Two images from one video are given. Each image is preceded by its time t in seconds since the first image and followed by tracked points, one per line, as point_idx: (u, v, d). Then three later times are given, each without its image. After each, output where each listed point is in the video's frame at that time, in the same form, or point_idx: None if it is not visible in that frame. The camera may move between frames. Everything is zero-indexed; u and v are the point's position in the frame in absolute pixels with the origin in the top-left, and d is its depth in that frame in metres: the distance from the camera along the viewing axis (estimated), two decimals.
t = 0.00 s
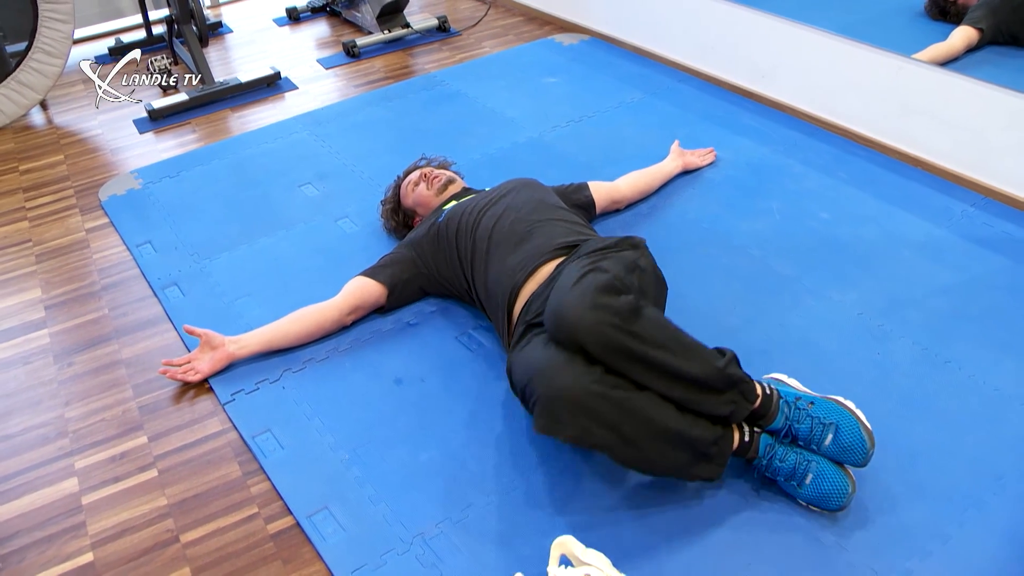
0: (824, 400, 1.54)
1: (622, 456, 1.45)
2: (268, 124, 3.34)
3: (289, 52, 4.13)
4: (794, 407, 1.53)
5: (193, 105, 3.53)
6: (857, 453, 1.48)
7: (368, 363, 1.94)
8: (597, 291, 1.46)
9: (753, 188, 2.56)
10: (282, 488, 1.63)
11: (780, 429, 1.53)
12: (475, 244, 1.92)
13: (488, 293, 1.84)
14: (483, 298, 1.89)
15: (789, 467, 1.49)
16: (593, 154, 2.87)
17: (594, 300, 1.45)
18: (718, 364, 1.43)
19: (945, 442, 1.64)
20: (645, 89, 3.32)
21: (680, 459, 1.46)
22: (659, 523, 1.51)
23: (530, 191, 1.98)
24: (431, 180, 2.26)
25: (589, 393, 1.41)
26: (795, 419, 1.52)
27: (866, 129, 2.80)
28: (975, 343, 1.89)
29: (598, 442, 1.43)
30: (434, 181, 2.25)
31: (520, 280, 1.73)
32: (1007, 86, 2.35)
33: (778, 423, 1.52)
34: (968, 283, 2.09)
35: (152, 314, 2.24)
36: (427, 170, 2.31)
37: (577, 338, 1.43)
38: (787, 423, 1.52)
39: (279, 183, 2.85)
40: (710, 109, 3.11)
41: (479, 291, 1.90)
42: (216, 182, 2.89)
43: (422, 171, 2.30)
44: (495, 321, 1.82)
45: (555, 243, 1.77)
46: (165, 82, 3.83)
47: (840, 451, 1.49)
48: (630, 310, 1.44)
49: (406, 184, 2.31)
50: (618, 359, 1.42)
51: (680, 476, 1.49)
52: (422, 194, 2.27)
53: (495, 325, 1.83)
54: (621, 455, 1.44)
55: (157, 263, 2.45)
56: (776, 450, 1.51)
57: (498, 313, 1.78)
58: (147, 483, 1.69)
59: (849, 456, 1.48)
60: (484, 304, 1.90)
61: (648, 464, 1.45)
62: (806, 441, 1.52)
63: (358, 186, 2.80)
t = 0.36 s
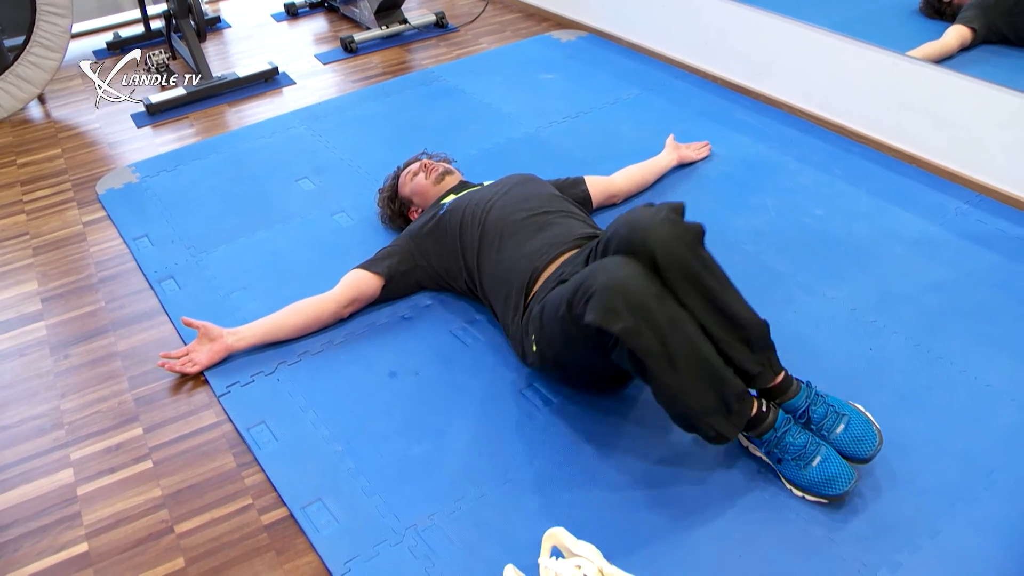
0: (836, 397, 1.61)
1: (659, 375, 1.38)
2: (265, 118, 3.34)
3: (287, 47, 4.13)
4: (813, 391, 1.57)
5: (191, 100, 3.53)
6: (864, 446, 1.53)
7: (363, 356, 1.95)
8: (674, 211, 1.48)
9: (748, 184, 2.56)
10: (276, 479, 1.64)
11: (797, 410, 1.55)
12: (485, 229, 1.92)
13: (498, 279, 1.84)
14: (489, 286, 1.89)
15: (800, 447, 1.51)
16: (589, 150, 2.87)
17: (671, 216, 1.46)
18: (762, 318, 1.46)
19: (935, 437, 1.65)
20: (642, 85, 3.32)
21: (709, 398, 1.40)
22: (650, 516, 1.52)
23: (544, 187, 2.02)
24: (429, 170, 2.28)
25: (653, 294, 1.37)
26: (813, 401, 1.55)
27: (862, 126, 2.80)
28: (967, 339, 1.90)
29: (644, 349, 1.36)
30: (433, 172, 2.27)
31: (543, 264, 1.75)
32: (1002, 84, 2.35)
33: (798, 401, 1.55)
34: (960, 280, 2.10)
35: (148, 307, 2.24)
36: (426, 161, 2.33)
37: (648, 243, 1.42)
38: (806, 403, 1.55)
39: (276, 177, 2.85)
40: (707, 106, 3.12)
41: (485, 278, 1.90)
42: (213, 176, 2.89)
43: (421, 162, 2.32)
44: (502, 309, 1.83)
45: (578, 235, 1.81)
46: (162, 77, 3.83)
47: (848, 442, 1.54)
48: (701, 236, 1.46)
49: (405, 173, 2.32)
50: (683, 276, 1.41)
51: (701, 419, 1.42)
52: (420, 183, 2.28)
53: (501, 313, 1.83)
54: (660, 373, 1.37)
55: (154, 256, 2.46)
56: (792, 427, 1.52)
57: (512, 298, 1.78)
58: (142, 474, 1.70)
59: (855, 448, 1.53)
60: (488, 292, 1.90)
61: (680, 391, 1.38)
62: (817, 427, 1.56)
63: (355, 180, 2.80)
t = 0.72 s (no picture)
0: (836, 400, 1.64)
1: (706, 303, 1.40)
2: (261, 119, 3.35)
3: (283, 48, 4.14)
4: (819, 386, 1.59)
5: (186, 101, 3.53)
6: (862, 445, 1.55)
7: (356, 356, 1.95)
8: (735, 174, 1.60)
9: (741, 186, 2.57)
10: (267, 479, 1.65)
11: (803, 402, 1.55)
12: (492, 222, 1.93)
13: (506, 271, 1.85)
14: (492, 277, 1.88)
15: (804, 435, 1.52)
16: (583, 152, 2.88)
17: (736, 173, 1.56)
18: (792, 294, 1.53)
19: (924, 438, 1.66)
20: (636, 87, 3.33)
21: (746, 343, 1.42)
22: (640, 515, 1.53)
23: (548, 191, 2.07)
24: (427, 168, 2.30)
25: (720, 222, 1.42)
26: (818, 394, 1.57)
27: (854, 128, 2.82)
28: (956, 341, 1.91)
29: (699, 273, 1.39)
30: (430, 171, 2.29)
31: (559, 254, 1.78)
32: (995, 88, 2.37)
33: (806, 392, 1.56)
34: (951, 282, 2.11)
35: (142, 307, 2.25)
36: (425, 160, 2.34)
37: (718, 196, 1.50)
38: (813, 395, 1.56)
39: (270, 178, 2.86)
40: (701, 108, 3.13)
41: (489, 270, 1.90)
42: (208, 176, 2.90)
43: (419, 160, 2.34)
44: (507, 299, 1.82)
45: (588, 234, 1.86)
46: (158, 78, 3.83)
47: (847, 439, 1.55)
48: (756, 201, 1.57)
49: (403, 171, 2.33)
50: (741, 223, 1.49)
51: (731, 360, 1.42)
52: (418, 182, 2.30)
53: (505, 305, 1.83)
54: (708, 300, 1.40)
55: (148, 256, 2.46)
56: (798, 414, 1.54)
57: (521, 288, 1.79)
58: (134, 473, 1.70)
59: (854, 446, 1.55)
60: (489, 285, 1.89)
61: (720, 325, 1.40)
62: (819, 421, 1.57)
63: (349, 181, 2.81)
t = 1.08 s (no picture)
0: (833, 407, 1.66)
1: (742, 270, 1.47)
2: (260, 122, 3.36)
3: (282, 52, 4.15)
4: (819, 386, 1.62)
5: (186, 104, 3.55)
6: (861, 443, 1.56)
7: (352, 358, 1.96)
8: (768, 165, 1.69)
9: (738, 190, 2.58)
10: (263, 480, 1.66)
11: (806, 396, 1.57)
12: (495, 221, 1.95)
13: (512, 267, 1.86)
14: (496, 274, 1.89)
15: (805, 424, 1.54)
16: (581, 155, 2.89)
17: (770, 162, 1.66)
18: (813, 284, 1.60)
19: (917, 440, 1.67)
20: (634, 92, 3.34)
21: (776, 315, 1.48)
22: (634, 517, 1.54)
23: (544, 192, 2.11)
24: (425, 172, 2.31)
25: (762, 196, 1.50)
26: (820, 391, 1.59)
27: (850, 133, 2.83)
28: (951, 344, 1.92)
29: (740, 240, 1.47)
30: (428, 174, 2.30)
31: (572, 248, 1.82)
32: (990, 93, 2.38)
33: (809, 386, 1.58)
34: (946, 286, 2.12)
35: (140, 308, 2.26)
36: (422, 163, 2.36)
37: (756, 176, 1.56)
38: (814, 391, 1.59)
39: (269, 181, 2.87)
40: (698, 112, 3.14)
41: (492, 268, 1.90)
42: (207, 178, 2.91)
43: (417, 163, 2.35)
44: (516, 293, 1.83)
45: (593, 231, 1.91)
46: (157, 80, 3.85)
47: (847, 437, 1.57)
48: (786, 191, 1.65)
49: (401, 174, 2.35)
50: (777, 203, 1.56)
51: (762, 330, 1.48)
52: (416, 185, 2.31)
53: (512, 300, 1.84)
54: (745, 267, 1.47)
55: (147, 258, 2.47)
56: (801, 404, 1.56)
57: (530, 281, 1.81)
58: (130, 473, 1.71)
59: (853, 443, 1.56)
60: (493, 283, 1.90)
61: (756, 293, 1.47)
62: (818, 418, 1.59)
63: (348, 184, 2.82)
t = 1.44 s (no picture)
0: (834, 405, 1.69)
1: (777, 249, 1.50)
2: (265, 120, 3.37)
3: (288, 49, 4.16)
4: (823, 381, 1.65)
5: (192, 100, 3.56)
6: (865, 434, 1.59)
7: (355, 355, 1.96)
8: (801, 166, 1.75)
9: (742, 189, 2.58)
10: (266, 475, 1.66)
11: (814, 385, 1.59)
12: (512, 208, 1.96)
13: (531, 251, 1.86)
14: (513, 258, 1.89)
15: (813, 408, 1.56)
16: (585, 153, 2.89)
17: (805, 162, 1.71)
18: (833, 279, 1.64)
19: (919, 439, 1.67)
20: (639, 90, 3.34)
21: (805, 297, 1.51)
22: (634, 513, 1.54)
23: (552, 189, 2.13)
24: (429, 169, 2.32)
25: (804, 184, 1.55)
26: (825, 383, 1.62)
27: (855, 133, 2.82)
28: (953, 344, 1.92)
29: (778, 220, 1.51)
30: (432, 172, 2.31)
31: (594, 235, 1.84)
32: (996, 93, 2.37)
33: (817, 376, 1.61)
34: (949, 286, 2.11)
35: (145, 304, 2.27)
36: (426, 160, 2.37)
37: (796, 164, 1.56)
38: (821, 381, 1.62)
39: (273, 178, 2.88)
40: (703, 111, 3.14)
41: (508, 253, 1.90)
42: (212, 175, 2.92)
43: (421, 160, 2.36)
44: (535, 274, 1.83)
45: (607, 223, 1.94)
46: (163, 78, 3.86)
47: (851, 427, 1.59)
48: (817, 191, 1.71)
49: (405, 172, 2.35)
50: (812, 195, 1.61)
51: (787, 309, 1.51)
52: (420, 182, 2.32)
53: (529, 283, 1.84)
54: (780, 246, 1.50)
55: (151, 254, 2.48)
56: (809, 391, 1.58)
57: (549, 263, 1.81)
58: (134, 467, 1.72)
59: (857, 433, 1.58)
60: (507, 267, 1.90)
61: (788, 272, 1.50)
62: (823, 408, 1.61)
63: (351, 181, 2.82)
